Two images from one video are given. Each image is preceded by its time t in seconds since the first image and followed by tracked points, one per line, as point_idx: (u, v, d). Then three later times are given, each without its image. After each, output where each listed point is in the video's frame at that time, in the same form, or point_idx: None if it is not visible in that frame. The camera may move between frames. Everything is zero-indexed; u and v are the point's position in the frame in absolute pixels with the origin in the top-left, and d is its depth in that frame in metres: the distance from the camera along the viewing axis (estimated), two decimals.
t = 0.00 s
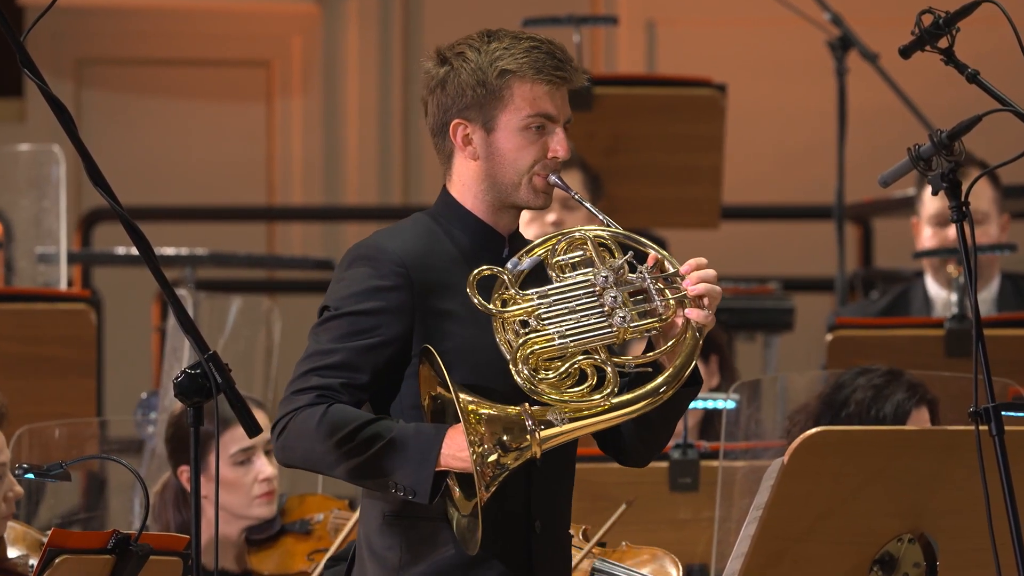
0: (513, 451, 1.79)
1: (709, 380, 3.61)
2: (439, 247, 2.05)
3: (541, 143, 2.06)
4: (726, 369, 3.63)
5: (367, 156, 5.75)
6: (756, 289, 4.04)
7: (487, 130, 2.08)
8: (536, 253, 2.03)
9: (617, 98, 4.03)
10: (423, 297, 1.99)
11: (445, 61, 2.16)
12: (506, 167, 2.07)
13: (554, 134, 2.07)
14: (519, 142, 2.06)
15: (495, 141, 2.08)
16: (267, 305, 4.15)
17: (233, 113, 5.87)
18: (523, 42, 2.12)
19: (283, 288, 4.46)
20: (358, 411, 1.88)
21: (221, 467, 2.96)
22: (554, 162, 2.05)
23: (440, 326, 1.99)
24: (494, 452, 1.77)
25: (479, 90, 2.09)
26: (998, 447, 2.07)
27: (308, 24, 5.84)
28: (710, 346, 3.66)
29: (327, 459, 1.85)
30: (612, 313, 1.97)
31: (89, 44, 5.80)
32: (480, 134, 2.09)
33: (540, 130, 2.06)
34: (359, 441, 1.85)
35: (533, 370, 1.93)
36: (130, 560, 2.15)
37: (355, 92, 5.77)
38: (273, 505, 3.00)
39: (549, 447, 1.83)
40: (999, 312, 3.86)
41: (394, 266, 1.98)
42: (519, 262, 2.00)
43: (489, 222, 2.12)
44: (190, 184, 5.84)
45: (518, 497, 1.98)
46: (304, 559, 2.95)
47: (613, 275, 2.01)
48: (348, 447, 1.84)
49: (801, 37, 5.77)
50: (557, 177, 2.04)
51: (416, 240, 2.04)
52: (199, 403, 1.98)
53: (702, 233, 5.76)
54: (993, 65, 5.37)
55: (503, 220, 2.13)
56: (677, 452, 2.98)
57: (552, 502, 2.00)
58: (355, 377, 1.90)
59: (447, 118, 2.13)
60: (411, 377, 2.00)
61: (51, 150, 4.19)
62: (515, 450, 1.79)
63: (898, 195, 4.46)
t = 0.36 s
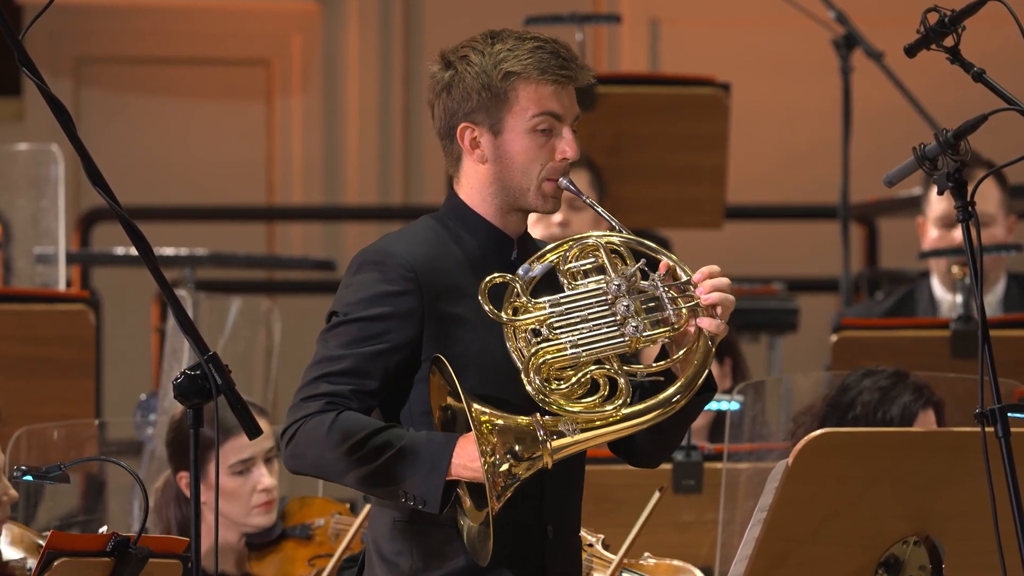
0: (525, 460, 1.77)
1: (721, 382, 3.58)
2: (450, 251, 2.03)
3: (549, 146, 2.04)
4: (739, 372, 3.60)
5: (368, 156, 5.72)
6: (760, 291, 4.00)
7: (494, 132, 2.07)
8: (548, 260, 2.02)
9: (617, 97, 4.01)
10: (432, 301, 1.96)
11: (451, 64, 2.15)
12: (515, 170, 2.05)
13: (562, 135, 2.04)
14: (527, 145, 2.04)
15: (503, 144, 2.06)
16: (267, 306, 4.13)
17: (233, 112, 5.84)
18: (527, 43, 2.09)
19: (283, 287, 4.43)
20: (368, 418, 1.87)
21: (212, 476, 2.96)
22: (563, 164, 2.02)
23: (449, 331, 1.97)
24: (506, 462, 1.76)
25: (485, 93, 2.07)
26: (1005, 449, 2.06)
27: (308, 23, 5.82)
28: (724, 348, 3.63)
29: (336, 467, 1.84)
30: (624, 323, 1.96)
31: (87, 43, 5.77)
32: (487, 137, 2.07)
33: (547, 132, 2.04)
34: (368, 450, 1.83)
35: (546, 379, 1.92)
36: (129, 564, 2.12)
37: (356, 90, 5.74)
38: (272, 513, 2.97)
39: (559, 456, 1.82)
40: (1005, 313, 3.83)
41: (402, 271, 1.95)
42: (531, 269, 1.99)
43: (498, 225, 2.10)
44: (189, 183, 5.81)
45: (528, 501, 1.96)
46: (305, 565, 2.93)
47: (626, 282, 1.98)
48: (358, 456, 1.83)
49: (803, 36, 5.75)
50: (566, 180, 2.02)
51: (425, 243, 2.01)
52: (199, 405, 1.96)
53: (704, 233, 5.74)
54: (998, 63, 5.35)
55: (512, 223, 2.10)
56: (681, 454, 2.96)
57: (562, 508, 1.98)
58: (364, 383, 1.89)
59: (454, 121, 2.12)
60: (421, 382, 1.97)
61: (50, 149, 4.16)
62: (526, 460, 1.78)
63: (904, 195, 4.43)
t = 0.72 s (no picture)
0: (501, 449, 1.70)
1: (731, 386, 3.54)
2: (444, 254, 1.99)
3: (534, 131, 1.98)
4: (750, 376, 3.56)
5: (371, 155, 5.69)
6: (766, 291, 3.90)
7: (478, 123, 2.02)
8: (533, 240, 1.97)
9: (620, 96, 4.00)
10: (419, 300, 1.92)
11: (433, 61, 2.11)
12: (503, 160, 1.99)
13: (547, 118, 1.98)
14: (512, 132, 1.99)
15: (489, 135, 2.01)
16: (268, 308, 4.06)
17: (232, 111, 5.80)
18: (505, 30, 2.05)
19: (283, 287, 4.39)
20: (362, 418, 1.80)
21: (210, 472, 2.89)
22: (552, 148, 1.97)
23: (440, 331, 1.92)
24: (480, 458, 1.68)
25: (466, 85, 2.03)
26: (1014, 453, 2.01)
27: (309, 21, 5.78)
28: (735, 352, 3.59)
29: (333, 472, 1.77)
30: (605, 291, 1.90)
31: (86, 42, 5.73)
32: (473, 129, 2.03)
33: (531, 117, 1.99)
34: (358, 450, 1.75)
35: (526, 356, 1.88)
36: (127, 567, 2.09)
37: (357, 89, 5.71)
38: (272, 510, 2.93)
39: (541, 434, 1.75)
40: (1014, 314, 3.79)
41: (385, 271, 1.92)
42: (518, 250, 1.94)
43: (490, 220, 2.05)
44: (188, 184, 5.77)
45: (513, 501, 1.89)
46: (305, 565, 2.88)
47: (606, 252, 1.93)
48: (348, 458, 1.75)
49: (807, 35, 5.72)
50: (556, 163, 1.96)
51: (415, 245, 1.98)
52: (199, 406, 1.92)
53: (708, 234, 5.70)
54: (1005, 61, 5.31)
55: (507, 215, 2.05)
56: (686, 457, 2.92)
57: (553, 509, 1.90)
58: (358, 387, 1.84)
59: (440, 118, 2.08)
60: (412, 391, 1.92)
61: (47, 149, 4.12)
62: (504, 443, 1.71)
63: (912, 195, 4.39)
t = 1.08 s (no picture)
0: (388, 484, 1.77)
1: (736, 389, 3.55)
2: (400, 253, 2.10)
3: (507, 145, 2.03)
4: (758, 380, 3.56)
5: (376, 155, 5.68)
6: (773, 292, 3.85)
7: (450, 130, 2.08)
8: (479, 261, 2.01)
9: (629, 96, 3.97)
10: (366, 300, 2.03)
11: (420, 57, 2.18)
12: (469, 168, 2.06)
13: (520, 134, 2.03)
14: (482, 144, 2.04)
15: (458, 142, 2.07)
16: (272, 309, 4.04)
17: (235, 110, 5.77)
18: (493, 37, 2.10)
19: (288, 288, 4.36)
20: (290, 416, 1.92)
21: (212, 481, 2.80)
22: (521, 164, 2.02)
23: (379, 331, 2.03)
24: (366, 484, 1.75)
25: (444, 89, 2.10)
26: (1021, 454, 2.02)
27: (312, 19, 5.75)
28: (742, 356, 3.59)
29: (257, 466, 1.89)
30: (537, 328, 1.92)
31: (87, 40, 5.69)
32: (445, 134, 2.09)
33: (505, 131, 2.03)
34: (279, 450, 1.86)
35: (447, 385, 1.92)
36: (131, 569, 2.09)
37: (363, 88, 5.70)
38: (273, 520, 2.86)
39: (451, 463, 1.82)
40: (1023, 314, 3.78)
41: (337, 269, 2.03)
42: (465, 270, 2.00)
43: (457, 224, 2.13)
44: (190, 184, 5.75)
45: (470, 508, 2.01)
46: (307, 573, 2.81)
47: (544, 286, 1.95)
48: (271, 456, 1.86)
49: (813, 34, 5.70)
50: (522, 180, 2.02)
51: (367, 242, 2.09)
52: (202, 408, 1.90)
53: (712, 234, 5.67)
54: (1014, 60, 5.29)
55: (473, 221, 2.13)
56: (694, 459, 2.88)
57: (507, 516, 2.03)
58: (292, 383, 1.96)
59: (419, 117, 2.15)
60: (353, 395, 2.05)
61: (48, 148, 4.10)
62: (391, 477, 1.77)
63: (920, 195, 4.38)
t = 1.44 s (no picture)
0: (354, 481, 1.77)
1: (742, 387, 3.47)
2: (365, 254, 2.07)
3: (466, 135, 2.04)
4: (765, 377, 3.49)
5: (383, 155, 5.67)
6: (784, 292, 3.88)
7: (409, 126, 2.09)
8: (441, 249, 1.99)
9: (638, 95, 3.98)
10: (333, 299, 2.01)
11: (376, 56, 2.19)
12: (430, 163, 2.06)
13: (477, 124, 2.04)
14: (439, 135, 2.05)
15: (418, 137, 2.08)
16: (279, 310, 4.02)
17: (239, 108, 5.74)
18: (444, 29, 2.11)
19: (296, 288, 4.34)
20: (262, 418, 1.91)
21: (220, 485, 2.71)
22: (483, 154, 2.03)
23: (346, 330, 2.00)
24: (333, 488, 1.76)
25: (400, 85, 2.11)
26: None
27: (317, 17, 5.73)
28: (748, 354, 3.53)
29: (230, 471, 1.89)
30: (498, 310, 1.90)
31: (92, 39, 5.67)
32: (404, 131, 2.10)
33: (463, 122, 2.05)
34: (250, 451, 1.85)
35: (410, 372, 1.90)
36: (138, 571, 2.07)
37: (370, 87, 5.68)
38: (281, 521, 2.77)
39: (418, 452, 1.80)
40: None
41: (302, 269, 2.01)
42: (429, 259, 1.97)
43: (424, 220, 2.12)
44: (198, 183, 5.73)
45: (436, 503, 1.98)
46: None
47: (505, 269, 1.93)
48: (242, 459, 1.86)
49: (819, 32, 5.68)
50: (485, 169, 2.02)
51: (332, 242, 2.07)
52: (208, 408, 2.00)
53: (718, 233, 5.65)
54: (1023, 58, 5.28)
55: (439, 217, 2.11)
56: (704, 461, 2.85)
57: (480, 512, 1.99)
58: (262, 386, 1.94)
59: (377, 116, 2.16)
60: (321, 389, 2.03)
61: (55, 148, 4.09)
62: (355, 475, 1.77)
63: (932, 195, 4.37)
